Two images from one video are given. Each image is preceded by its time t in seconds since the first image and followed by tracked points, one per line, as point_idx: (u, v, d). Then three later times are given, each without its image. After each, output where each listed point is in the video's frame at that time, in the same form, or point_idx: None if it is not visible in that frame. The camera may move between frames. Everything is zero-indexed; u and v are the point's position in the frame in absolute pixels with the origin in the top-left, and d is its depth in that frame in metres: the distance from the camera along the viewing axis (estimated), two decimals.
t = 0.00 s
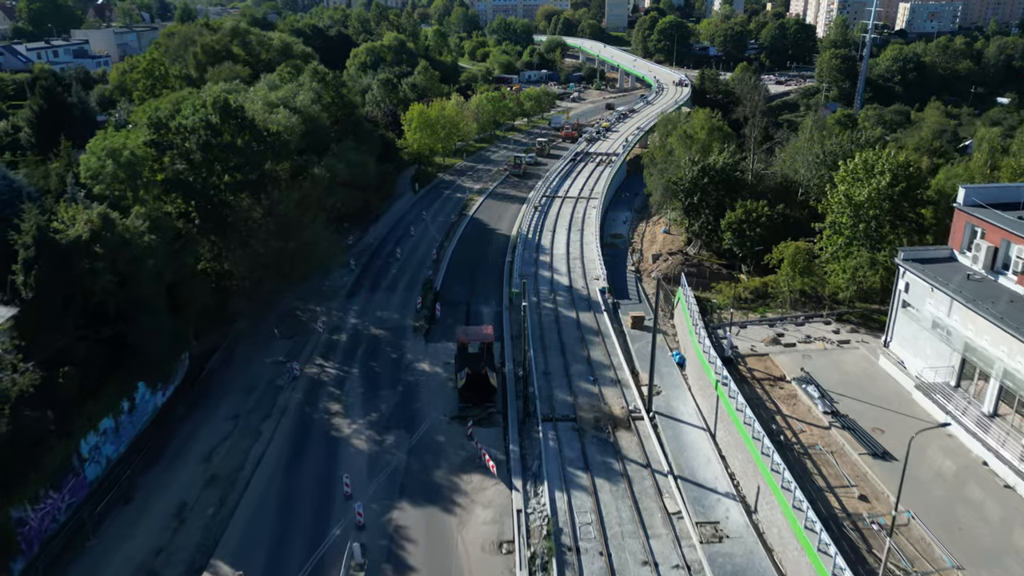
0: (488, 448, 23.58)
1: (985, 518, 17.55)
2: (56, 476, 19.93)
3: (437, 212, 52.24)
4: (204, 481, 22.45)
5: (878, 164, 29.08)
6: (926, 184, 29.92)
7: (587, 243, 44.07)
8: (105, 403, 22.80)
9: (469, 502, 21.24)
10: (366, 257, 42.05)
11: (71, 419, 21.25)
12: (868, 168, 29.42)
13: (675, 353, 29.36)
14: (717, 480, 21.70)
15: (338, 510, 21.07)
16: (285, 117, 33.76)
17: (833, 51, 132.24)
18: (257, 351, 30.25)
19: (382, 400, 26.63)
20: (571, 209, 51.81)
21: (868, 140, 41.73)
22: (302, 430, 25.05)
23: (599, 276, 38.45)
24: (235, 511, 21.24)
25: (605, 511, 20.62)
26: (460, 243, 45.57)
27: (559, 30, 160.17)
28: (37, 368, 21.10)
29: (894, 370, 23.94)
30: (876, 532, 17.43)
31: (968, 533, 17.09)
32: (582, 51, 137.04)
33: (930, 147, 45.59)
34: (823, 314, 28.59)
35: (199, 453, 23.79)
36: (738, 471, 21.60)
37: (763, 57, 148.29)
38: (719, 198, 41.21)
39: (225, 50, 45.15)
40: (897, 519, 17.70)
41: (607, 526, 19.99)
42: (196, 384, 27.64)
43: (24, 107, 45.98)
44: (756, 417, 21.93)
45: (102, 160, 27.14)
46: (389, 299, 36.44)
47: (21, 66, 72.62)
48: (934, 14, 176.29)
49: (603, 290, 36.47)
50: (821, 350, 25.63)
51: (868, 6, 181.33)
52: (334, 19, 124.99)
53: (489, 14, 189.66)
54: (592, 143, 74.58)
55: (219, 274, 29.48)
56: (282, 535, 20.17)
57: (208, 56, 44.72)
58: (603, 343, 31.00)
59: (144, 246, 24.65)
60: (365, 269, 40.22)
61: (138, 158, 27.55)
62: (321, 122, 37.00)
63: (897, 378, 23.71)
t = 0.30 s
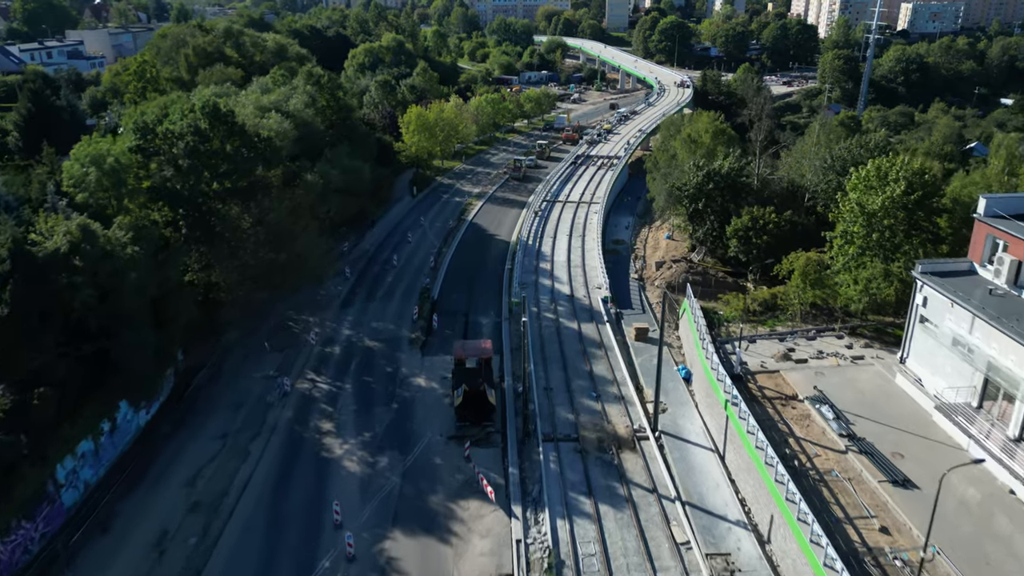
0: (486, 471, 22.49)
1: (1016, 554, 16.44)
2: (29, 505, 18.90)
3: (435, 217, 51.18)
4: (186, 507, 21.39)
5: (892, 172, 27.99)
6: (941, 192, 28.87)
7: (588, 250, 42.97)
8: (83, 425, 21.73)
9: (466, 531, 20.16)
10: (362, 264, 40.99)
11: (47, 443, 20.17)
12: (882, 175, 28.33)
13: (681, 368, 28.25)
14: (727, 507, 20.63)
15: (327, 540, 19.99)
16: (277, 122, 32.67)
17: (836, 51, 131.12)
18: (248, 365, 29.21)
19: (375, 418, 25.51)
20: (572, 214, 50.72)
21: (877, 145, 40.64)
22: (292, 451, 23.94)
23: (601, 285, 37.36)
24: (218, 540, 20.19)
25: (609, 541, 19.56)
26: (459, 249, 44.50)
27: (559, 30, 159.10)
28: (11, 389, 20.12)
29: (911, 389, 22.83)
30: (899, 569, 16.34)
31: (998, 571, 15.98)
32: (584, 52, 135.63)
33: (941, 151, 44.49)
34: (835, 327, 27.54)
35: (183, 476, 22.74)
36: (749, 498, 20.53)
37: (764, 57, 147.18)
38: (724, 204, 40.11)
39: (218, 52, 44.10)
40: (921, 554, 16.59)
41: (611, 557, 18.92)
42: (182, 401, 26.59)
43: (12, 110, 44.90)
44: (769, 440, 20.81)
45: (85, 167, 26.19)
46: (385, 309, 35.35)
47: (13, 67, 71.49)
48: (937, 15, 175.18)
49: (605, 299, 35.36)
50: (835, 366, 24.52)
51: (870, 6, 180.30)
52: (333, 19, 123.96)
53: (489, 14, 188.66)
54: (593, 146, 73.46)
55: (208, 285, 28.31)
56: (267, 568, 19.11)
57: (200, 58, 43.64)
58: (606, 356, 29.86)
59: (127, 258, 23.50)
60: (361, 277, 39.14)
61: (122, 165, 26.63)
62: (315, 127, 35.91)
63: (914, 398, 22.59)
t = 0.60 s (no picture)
0: (483, 497, 21.39)
1: None
2: None
3: (433, 222, 50.11)
4: (168, 536, 20.32)
5: (907, 180, 26.96)
6: (958, 201, 27.81)
7: (590, 257, 41.85)
8: (59, 450, 20.64)
9: (462, 563, 19.07)
10: (358, 272, 39.90)
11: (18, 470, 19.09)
12: (896, 183, 27.30)
13: (687, 384, 27.13)
14: (738, 537, 19.55)
15: (315, 572, 18.90)
16: (269, 127, 31.56)
17: (838, 52, 130.04)
18: (237, 380, 28.14)
19: (369, 439, 24.39)
20: (573, 219, 49.63)
21: (888, 150, 39.54)
22: (280, 473, 22.82)
23: (603, 294, 36.25)
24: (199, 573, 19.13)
25: (614, 574, 18.46)
26: (457, 256, 43.40)
27: (560, 31, 158.09)
28: None
29: (931, 410, 21.71)
30: None
31: None
32: (582, 51, 136.31)
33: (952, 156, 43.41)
34: (848, 341, 26.45)
35: (166, 500, 21.66)
36: (762, 527, 19.42)
37: (766, 58, 146.13)
38: (730, 210, 39.04)
39: (210, 54, 43.03)
40: None
41: None
42: (167, 419, 25.54)
43: None
44: (782, 466, 19.67)
45: (68, 175, 24.94)
46: (380, 320, 34.25)
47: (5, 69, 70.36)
48: (938, 15, 174.13)
49: (607, 309, 34.25)
50: (849, 385, 23.40)
51: (873, 6, 179.14)
52: (331, 20, 122.82)
53: (489, 15, 187.63)
54: (594, 148, 72.36)
55: (195, 298, 27.17)
56: None
57: (192, 60, 42.58)
58: (609, 371, 28.72)
59: (107, 271, 22.25)
60: (356, 285, 38.04)
61: (106, 173, 25.32)
62: (308, 131, 34.82)
63: (935, 420, 21.46)
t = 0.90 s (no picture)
0: (481, 526, 20.29)
1: None
2: None
3: (431, 228, 49.01)
4: (147, 568, 19.22)
5: (923, 188, 25.87)
6: (976, 210, 26.73)
7: (592, 265, 40.72)
8: (33, 476, 19.51)
9: None
10: (353, 281, 38.81)
11: None
12: (912, 192, 26.20)
13: (694, 401, 26.01)
14: (751, 570, 18.44)
15: None
16: (259, 131, 30.44)
17: (841, 52, 128.91)
18: (225, 396, 27.02)
19: (361, 461, 23.28)
20: (574, 225, 48.57)
21: (898, 155, 38.46)
22: (267, 499, 21.74)
23: (606, 304, 35.15)
24: None
25: None
26: (455, 264, 42.29)
27: (560, 32, 156.99)
28: None
29: (952, 433, 20.58)
30: None
31: None
32: (582, 51, 135.50)
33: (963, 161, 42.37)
34: (862, 357, 25.33)
35: (146, 529, 20.58)
36: (776, 560, 18.32)
37: (768, 59, 145.09)
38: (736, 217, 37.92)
39: (202, 56, 41.95)
40: None
41: None
42: (151, 440, 24.46)
43: None
44: (798, 496, 18.57)
45: (49, 184, 24.04)
46: (375, 331, 33.17)
47: None
48: (941, 15, 172.98)
49: (610, 320, 33.13)
50: (866, 405, 22.28)
51: (875, 6, 178.10)
52: (329, 20, 121.65)
53: (489, 15, 186.63)
54: (596, 151, 71.27)
55: (181, 311, 26.06)
56: None
57: (183, 63, 41.55)
58: (612, 387, 27.60)
59: (86, 286, 21.18)
60: (351, 295, 36.99)
61: (88, 182, 24.36)
62: (301, 136, 33.75)
63: (957, 444, 20.34)
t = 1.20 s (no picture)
0: (478, 557, 19.21)
1: None
2: None
3: (430, 234, 47.93)
4: None
5: (941, 198, 24.74)
6: (996, 219, 25.63)
7: (594, 272, 39.62)
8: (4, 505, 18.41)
9: None
10: (348, 290, 37.73)
11: None
12: (929, 200, 25.09)
13: (702, 419, 24.88)
14: None
15: None
16: (249, 137, 29.31)
17: (844, 53, 127.74)
18: (211, 414, 25.87)
19: (353, 485, 22.17)
20: (575, 230, 47.45)
21: (909, 160, 37.33)
22: (254, 527, 20.64)
23: (608, 315, 34.02)
24: None
25: None
26: (454, 271, 41.22)
27: (561, 32, 155.80)
28: None
29: (976, 459, 19.46)
30: None
31: None
32: (583, 51, 134.45)
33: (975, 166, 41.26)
34: (878, 374, 24.22)
35: (125, 560, 19.47)
36: None
37: (770, 59, 144.00)
38: (742, 223, 36.73)
39: (193, 58, 40.84)
40: None
41: None
42: (133, 462, 23.36)
43: None
44: (816, 529, 17.46)
45: (28, 195, 22.80)
46: (370, 343, 32.06)
47: None
48: (943, 15, 171.87)
49: (613, 332, 32.02)
50: (884, 428, 21.17)
51: (877, 6, 176.94)
52: (328, 21, 120.52)
53: (489, 15, 185.53)
54: (597, 154, 70.12)
55: (166, 326, 24.94)
56: None
57: (173, 65, 40.42)
58: (616, 404, 26.47)
59: (62, 303, 20.11)
60: (345, 305, 35.89)
61: (68, 192, 23.07)
62: (293, 141, 32.61)
63: (982, 471, 19.22)
